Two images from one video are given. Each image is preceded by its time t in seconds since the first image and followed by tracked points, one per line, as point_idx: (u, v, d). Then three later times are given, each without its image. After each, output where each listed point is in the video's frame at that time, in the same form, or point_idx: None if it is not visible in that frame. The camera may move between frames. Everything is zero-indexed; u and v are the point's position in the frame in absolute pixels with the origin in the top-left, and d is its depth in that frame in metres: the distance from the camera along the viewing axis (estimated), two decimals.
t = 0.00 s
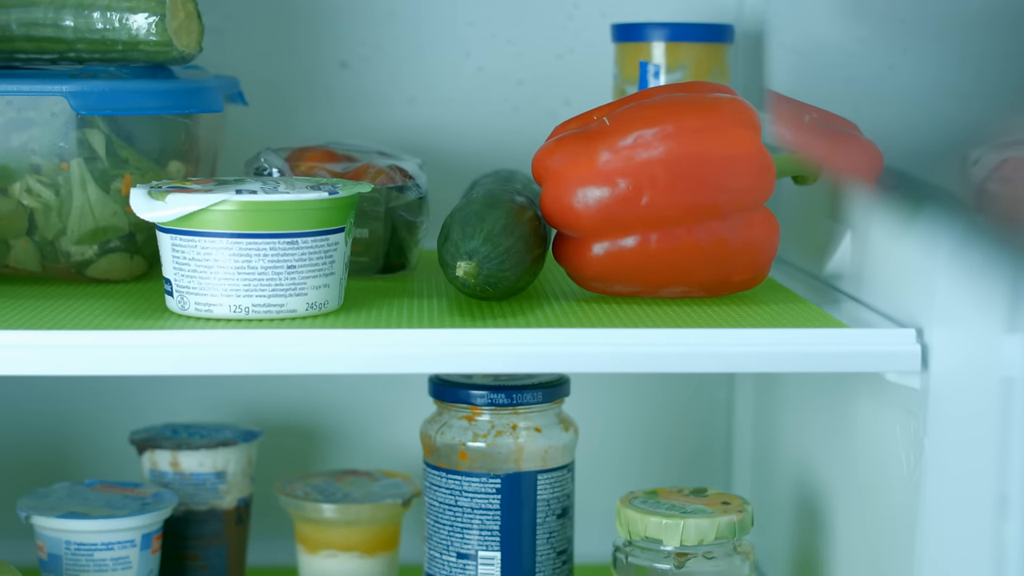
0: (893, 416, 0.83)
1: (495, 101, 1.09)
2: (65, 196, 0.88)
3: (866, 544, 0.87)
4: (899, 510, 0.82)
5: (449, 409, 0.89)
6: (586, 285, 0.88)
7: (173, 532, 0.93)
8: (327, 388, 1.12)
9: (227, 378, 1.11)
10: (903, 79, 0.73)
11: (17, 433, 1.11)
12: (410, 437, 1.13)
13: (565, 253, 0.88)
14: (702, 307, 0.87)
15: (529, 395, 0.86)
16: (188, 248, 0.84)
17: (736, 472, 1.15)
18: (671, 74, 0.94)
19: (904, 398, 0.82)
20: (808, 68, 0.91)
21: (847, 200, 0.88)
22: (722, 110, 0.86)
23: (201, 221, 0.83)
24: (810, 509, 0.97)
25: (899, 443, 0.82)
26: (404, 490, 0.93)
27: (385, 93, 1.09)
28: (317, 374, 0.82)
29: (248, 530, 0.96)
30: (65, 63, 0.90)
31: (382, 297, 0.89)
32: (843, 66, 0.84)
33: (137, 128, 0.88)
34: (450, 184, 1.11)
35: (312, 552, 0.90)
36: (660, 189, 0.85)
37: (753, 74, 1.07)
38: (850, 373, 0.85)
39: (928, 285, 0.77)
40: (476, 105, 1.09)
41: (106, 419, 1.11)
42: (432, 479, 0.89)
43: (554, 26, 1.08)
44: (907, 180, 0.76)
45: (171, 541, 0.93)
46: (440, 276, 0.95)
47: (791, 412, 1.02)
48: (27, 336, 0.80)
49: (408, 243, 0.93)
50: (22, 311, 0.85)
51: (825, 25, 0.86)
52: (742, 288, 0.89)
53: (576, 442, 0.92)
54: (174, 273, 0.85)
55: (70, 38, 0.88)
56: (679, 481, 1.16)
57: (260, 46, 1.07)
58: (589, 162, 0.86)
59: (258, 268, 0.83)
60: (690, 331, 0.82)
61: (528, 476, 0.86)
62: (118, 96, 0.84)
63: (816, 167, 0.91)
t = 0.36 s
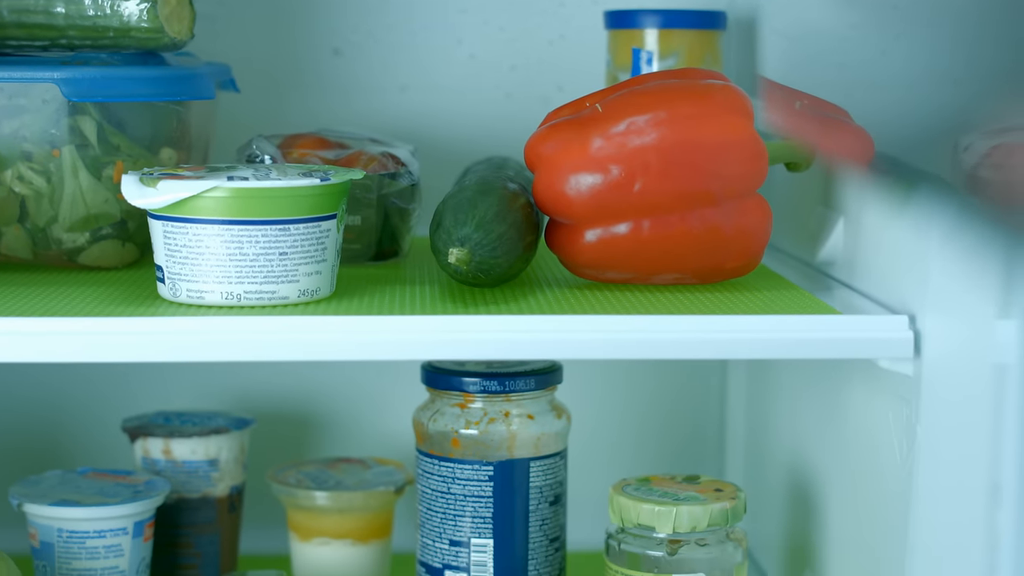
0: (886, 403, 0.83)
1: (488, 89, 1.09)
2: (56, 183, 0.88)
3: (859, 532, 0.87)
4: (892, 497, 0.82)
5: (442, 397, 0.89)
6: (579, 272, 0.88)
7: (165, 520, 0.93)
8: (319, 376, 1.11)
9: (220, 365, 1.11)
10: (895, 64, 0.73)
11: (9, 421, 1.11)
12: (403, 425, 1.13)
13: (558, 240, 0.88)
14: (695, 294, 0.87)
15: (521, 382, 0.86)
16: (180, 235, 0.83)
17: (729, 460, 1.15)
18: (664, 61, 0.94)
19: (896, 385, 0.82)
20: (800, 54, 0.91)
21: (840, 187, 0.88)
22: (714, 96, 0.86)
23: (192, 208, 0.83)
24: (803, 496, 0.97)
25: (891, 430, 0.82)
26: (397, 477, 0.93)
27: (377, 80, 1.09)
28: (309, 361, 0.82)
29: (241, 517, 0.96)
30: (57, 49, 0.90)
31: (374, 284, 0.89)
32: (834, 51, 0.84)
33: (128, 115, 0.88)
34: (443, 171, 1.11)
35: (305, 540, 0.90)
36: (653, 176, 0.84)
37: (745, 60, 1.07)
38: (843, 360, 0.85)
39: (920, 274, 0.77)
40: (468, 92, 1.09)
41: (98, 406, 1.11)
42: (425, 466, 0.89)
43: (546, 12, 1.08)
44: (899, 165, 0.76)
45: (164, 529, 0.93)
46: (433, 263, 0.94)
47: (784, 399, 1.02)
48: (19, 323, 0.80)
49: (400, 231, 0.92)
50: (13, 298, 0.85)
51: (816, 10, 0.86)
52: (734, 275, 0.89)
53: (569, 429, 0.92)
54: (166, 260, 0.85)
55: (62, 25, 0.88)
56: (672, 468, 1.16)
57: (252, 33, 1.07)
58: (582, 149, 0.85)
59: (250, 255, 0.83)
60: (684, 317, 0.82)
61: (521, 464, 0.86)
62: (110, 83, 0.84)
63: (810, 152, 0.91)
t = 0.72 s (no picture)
0: (880, 385, 0.83)
1: (482, 73, 1.09)
2: (49, 166, 0.87)
3: (853, 516, 0.87)
4: (887, 480, 0.82)
5: (436, 380, 0.89)
6: (573, 255, 0.88)
7: (159, 504, 0.93)
8: (313, 359, 1.11)
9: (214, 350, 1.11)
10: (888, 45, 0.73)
11: (3, 405, 1.11)
12: (397, 409, 1.13)
13: (552, 223, 0.88)
14: (689, 277, 0.87)
15: (515, 365, 0.85)
16: (173, 218, 0.83)
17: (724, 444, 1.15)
18: (659, 45, 0.94)
19: (891, 368, 0.82)
20: (793, 36, 0.90)
21: (836, 169, 0.88)
22: (708, 79, 0.86)
23: (185, 190, 0.82)
24: (797, 479, 0.97)
25: (885, 412, 0.82)
26: (391, 461, 0.93)
27: (371, 63, 1.08)
28: (302, 345, 0.82)
29: (235, 501, 0.96)
30: (50, 32, 0.90)
31: (367, 267, 0.89)
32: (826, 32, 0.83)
33: (121, 98, 0.88)
34: (438, 155, 1.11)
35: (299, 524, 0.90)
36: (647, 159, 0.84)
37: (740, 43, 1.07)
38: (837, 342, 0.85)
39: (914, 258, 0.78)
40: (463, 75, 1.09)
41: (92, 390, 1.11)
42: (419, 450, 0.89)
43: None
44: (890, 147, 0.76)
45: (158, 513, 0.93)
46: (427, 247, 0.94)
47: (779, 383, 1.02)
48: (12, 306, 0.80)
49: (394, 214, 0.92)
50: (6, 281, 0.85)
51: None
52: (729, 258, 0.89)
53: (563, 413, 0.92)
54: (159, 243, 0.84)
55: (54, 8, 0.87)
56: (666, 452, 1.16)
57: (246, 16, 1.07)
58: (576, 132, 0.85)
59: (243, 238, 0.83)
60: (679, 300, 0.82)
61: (515, 447, 0.86)
62: (103, 66, 0.83)
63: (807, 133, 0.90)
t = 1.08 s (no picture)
0: (876, 364, 0.83)
1: (478, 54, 1.09)
2: (43, 146, 0.87)
3: (849, 496, 0.87)
4: (882, 459, 0.82)
5: (431, 360, 0.88)
6: (568, 235, 0.88)
7: (154, 485, 0.92)
8: (308, 340, 1.11)
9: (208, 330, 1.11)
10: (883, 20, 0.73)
11: None
12: (392, 390, 1.12)
13: (547, 202, 0.88)
14: (684, 256, 0.87)
15: (510, 345, 0.85)
16: (167, 197, 0.83)
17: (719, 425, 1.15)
18: (654, 24, 0.94)
19: (887, 347, 0.81)
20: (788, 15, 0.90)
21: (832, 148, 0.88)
22: (704, 58, 0.86)
23: (179, 169, 0.82)
24: (793, 459, 0.97)
25: (881, 392, 0.82)
26: (386, 442, 0.92)
27: (366, 44, 1.08)
28: (296, 324, 0.81)
29: (229, 482, 0.96)
30: (43, 12, 0.88)
31: (362, 247, 0.88)
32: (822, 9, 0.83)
33: (115, 78, 0.88)
34: (433, 135, 1.10)
35: (294, 505, 0.90)
36: (642, 138, 0.84)
37: (736, 23, 1.06)
38: (833, 321, 0.85)
39: (911, 237, 0.77)
40: (458, 56, 1.09)
41: (85, 370, 1.11)
42: (414, 430, 0.89)
43: None
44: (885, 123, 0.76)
45: (153, 493, 0.93)
46: (421, 227, 0.94)
47: (774, 363, 1.01)
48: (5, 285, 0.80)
49: (389, 194, 0.92)
50: None
51: None
52: (724, 238, 0.89)
53: (558, 393, 0.92)
54: (153, 222, 0.84)
55: None
56: (661, 432, 1.16)
57: None
58: (571, 111, 0.85)
59: (237, 217, 0.82)
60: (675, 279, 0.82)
61: (510, 427, 0.86)
62: (96, 45, 0.83)
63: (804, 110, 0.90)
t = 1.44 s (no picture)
0: (871, 343, 0.83)
1: (473, 35, 1.09)
2: (36, 125, 0.87)
3: (844, 475, 0.87)
4: (878, 438, 0.82)
5: (425, 339, 0.88)
6: (563, 214, 0.88)
7: (149, 465, 0.92)
8: (303, 320, 1.11)
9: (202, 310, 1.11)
10: None
11: None
12: (387, 370, 1.12)
13: (543, 181, 0.88)
14: (679, 235, 0.87)
15: (505, 325, 0.85)
16: (160, 175, 0.83)
17: (714, 404, 1.15)
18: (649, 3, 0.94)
19: (882, 326, 0.81)
20: None
21: (828, 127, 0.88)
22: (699, 36, 0.85)
23: (172, 147, 0.82)
24: (788, 438, 0.97)
25: (877, 370, 0.82)
26: (381, 422, 0.93)
27: (360, 23, 1.08)
28: (290, 302, 0.81)
29: (223, 463, 0.96)
30: None
31: (356, 225, 0.88)
32: None
33: (108, 57, 0.88)
34: (428, 115, 1.10)
35: (289, 485, 0.90)
36: (637, 116, 0.83)
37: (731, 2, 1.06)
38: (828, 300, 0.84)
39: (906, 214, 0.77)
40: (452, 35, 1.09)
41: (81, 348, 1.11)
42: (408, 410, 0.89)
43: None
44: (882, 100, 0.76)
45: (147, 473, 0.93)
46: (416, 207, 0.94)
47: (770, 342, 1.01)
48: None
49: (383, 173, 0.92)
50: None
51: None
52: (719, 216, 0.88)
53: (553, 372, 0.91)
54: (146, 201, 0.84)
55: None
56: (657, 412, 1.16)
57: None
58: (566, 89, 0.85)
59: (231, 195, 0.82)
60: (671, 258, 0.82)
61: (505, 407, 0.86)
62: (90, 23, 0.82)
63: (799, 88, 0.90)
